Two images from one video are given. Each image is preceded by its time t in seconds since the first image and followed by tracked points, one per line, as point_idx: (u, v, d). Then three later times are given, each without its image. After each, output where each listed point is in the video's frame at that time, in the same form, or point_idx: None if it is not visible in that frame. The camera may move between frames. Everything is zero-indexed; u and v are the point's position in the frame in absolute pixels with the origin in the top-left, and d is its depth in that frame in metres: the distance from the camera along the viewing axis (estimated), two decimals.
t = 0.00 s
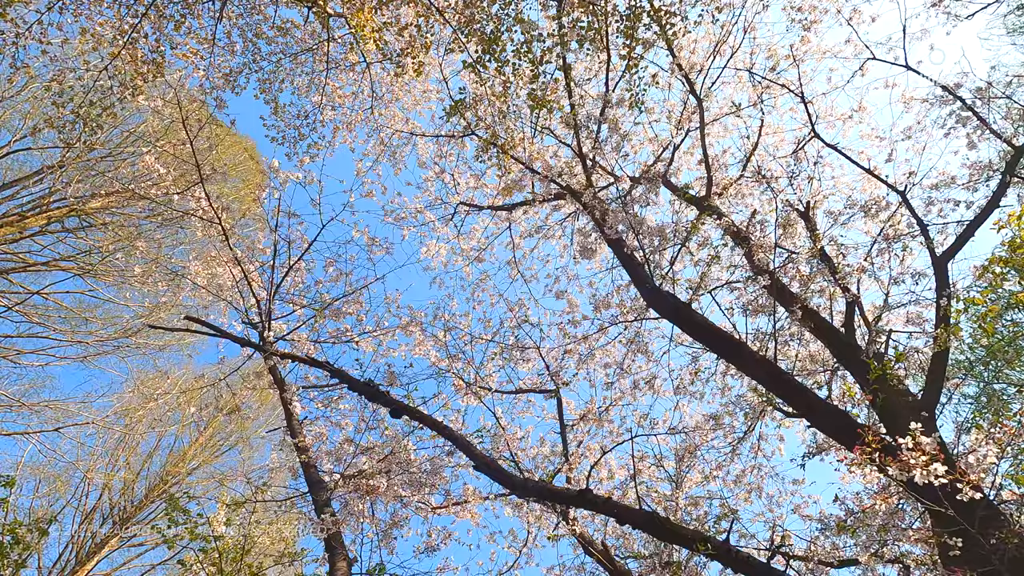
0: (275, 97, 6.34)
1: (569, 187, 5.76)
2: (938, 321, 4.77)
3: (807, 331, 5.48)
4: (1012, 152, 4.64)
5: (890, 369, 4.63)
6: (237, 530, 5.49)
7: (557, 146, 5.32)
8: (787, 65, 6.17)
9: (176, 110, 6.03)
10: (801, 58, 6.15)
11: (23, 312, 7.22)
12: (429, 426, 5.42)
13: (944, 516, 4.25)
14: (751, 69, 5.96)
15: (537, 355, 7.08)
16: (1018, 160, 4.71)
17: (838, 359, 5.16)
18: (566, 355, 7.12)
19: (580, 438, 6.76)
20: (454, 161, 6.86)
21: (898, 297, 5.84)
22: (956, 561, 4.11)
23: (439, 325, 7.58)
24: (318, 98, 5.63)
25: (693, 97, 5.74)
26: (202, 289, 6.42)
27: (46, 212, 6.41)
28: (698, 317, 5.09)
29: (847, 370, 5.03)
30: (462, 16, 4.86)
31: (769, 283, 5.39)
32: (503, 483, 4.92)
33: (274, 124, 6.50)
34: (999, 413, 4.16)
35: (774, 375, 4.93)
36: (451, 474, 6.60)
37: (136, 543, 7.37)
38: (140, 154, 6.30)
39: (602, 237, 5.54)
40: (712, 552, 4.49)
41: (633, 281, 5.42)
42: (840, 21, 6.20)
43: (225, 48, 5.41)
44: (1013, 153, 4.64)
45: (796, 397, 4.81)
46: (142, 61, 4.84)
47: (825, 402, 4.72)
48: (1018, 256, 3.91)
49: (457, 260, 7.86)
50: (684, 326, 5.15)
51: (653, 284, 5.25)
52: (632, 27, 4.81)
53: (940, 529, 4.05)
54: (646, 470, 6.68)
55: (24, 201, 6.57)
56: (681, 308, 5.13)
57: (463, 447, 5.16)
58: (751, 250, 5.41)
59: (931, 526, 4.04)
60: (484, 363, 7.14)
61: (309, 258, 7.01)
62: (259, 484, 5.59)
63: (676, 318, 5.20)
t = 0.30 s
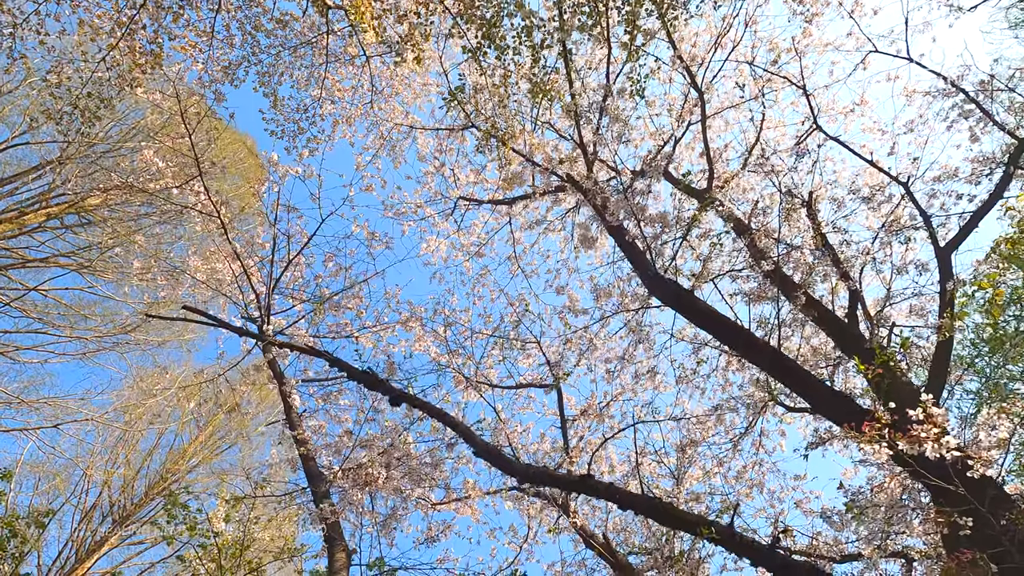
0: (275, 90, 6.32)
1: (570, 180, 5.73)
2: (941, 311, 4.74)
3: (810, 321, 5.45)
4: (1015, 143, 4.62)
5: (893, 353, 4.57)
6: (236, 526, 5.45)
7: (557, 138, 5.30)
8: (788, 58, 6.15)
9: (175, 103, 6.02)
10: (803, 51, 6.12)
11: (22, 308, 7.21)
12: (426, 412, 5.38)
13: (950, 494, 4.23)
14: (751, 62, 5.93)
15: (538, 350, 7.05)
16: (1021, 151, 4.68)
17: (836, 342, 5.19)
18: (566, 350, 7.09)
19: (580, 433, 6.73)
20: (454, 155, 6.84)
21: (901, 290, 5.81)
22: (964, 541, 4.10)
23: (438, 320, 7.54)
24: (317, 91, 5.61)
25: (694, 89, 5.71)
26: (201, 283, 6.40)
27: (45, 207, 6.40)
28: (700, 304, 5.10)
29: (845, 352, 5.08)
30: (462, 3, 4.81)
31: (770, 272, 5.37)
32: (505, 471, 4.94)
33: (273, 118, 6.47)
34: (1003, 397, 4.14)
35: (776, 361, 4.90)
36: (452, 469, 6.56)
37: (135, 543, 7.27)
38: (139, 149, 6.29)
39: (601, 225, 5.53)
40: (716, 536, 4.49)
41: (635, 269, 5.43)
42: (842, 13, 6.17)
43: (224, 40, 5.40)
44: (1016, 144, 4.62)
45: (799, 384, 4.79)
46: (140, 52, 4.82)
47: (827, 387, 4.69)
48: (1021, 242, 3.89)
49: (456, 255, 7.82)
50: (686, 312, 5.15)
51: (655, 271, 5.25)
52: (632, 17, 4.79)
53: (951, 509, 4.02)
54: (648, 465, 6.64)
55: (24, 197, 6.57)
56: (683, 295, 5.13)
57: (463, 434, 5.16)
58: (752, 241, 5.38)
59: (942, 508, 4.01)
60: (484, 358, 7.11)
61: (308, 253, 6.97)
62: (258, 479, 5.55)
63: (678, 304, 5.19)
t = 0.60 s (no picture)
0: (274, 84, 6.31)
1: (570, 174, 5.70)
2: (945, 302, 4.72)
3: (812, 312, 5.42)
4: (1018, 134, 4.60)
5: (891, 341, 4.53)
6: (235, 522, 5.43)
7: (555, 131, 5.31)
8: (789, 51, 6.13)
9: (173, 96, 6.05)
10: (804, 45, 6.11)
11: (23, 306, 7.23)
12: (424, 398, 5.37)
13: (957, 471, 4.11)
14: (752, 55, 5.92)
15: (538, 345, 7.04)
16: None
17: (837, 331, 5.14)
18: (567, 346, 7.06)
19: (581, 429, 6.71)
20: (454, 150, 6.82)
21: (903, 284, 5.78)
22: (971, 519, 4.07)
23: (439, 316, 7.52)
24: (316, 86, 5.61)
25: (694, 83, 5.70)
26: (200, 278, 6.42)
27: (45, 205, 6.43)
28: (703, 292, 5.08)
29: (845, 342, 5.06)
30: None
31: (771, 262, 5.33)
32: (505, 457, 4.93)
33: (273, 112, 6.46)
34: (1002, 380, 4.13)
35: (777, 346, 4.88)
36: (452, 466, 6.54)
37: (135, 541, 7.26)
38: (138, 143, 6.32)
39: (600, 212, 5.50)
40: (717, 519, 4.66)
41: (636, 257, 5.41)
42: (843, 7, 6.16)
43: (223, 34, 5.41)
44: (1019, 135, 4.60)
45: (800, 368, 4.77)
46: (138, 46, 4.82)
47: (828, 370, 4.67)
48: (1020, 228, 3.90)
49: (456, 251, 7.81)
50: (687, 299, 5.13)
51: (657, 259, 5.23)
52: (632, 9, 4.78)
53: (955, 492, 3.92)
54: (649, 462, 6.62)
55: (24, 195, 6.60)
56: (683, 282, 5.12)
57: (461, 420, 5.14)
58: (754, 232, 5.37)
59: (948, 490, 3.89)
60: (485, 354, 7.09)
61: (307, 248, 6.96)
62: (257, 475, 5.54)
63: (679, 291, 5.17)
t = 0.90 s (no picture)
0: (273, 77, 6.32)
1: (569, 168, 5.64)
2: (948, 291, 4.70)
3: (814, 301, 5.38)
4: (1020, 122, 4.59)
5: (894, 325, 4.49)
6: (235, 518, 5.41)
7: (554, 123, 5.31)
8: (790, 44, 6.12)
9: (172, 89, 6.06)
10: (804, 38, 6.09)
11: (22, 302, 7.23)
12: (424, 384, 5.34)
13: (963, 446, 4.10)
14: (753, 48, 5.91)
15: (538, 340, 7.02)
16: None
17: (839, 319, 5.10)
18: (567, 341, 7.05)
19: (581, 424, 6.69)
20: (453, 144, 6.81)
21: (905, 277, 5.76)
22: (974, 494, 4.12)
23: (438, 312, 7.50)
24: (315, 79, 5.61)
25: (694, 76, 5.69)
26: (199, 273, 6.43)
27: (45, 201, 6.45)
28: (705, 278, 5.05)
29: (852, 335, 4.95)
30: None
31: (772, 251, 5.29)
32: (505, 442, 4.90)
33: (272, 106, 6.45)
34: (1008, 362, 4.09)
35: (780, 331, 4.82)
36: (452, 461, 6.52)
37: (136, 538, 7.22)
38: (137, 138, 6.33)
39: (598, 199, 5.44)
40: (721, 501, 4.47)
41: (636, 243, 5.35)
42: None
43: (222, 27, 5.41)
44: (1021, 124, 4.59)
45: (802, 352, 4.71)
46: (136, 37, 4.82)
47: (830, 352, 4.62)
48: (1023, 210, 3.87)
49: (456, 246, 7.79)
50: (688, 285, 5.07)
51: (657, 244, 5.18)
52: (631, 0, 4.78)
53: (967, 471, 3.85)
54: (649, 457, 6.60)
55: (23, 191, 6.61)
56: (684, 268, 5.06)
57: (461, 406, 5.09)
58: (755, 222, 5.34)
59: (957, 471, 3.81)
60: (485, 349, 7.07)
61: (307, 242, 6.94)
62: (257, 470, 5.52)
63: (680, 277, 5.10)
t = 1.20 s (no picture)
0: (272, 71, 6.33)
1: (568, 158, 5.58)
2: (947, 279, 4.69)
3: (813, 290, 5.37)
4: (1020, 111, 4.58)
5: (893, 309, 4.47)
6: (234, 513, 5.42)
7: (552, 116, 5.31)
8: (790, 36, 6.11)
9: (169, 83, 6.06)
10: (804, 30, 6.08)
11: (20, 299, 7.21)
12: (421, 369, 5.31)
13: (967, 418, 4.07)
14: (752, 40, 5.89)
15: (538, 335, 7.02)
16: None
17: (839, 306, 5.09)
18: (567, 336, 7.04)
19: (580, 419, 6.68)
20: (452, 138, 6.81)
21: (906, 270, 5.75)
22: (977, 467, 4.11)
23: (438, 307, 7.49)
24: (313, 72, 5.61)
25: (694, 68, 5.69)
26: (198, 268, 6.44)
27: (43, 197, 6.43)
28: (704, 262, 5.01)
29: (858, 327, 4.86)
30: None
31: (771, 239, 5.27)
32: (503, 422, 4.86)
33: (270, 99, 6.45)
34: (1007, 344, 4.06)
35: (780, 315, 4.80)
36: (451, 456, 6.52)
37: (136, 536, 7.24)
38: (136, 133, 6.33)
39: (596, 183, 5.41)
40: (720, 479, 4.48)
41: (635, 229, 5.32)
42: None
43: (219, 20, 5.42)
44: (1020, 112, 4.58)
45: (803, 335, 4.68)
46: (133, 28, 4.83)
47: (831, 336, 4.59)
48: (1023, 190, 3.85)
49: (456, 242, 7.77)
50: (688, 270, 5.05)
51: (656, 229, 5.15)
52: None
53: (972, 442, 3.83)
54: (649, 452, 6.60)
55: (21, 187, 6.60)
56: (684, 252, 5.03)
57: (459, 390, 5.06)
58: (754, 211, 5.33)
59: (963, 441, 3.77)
60: (484, 344, 7.07)
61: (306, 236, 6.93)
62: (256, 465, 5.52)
63: (679, 262, 5.08)
